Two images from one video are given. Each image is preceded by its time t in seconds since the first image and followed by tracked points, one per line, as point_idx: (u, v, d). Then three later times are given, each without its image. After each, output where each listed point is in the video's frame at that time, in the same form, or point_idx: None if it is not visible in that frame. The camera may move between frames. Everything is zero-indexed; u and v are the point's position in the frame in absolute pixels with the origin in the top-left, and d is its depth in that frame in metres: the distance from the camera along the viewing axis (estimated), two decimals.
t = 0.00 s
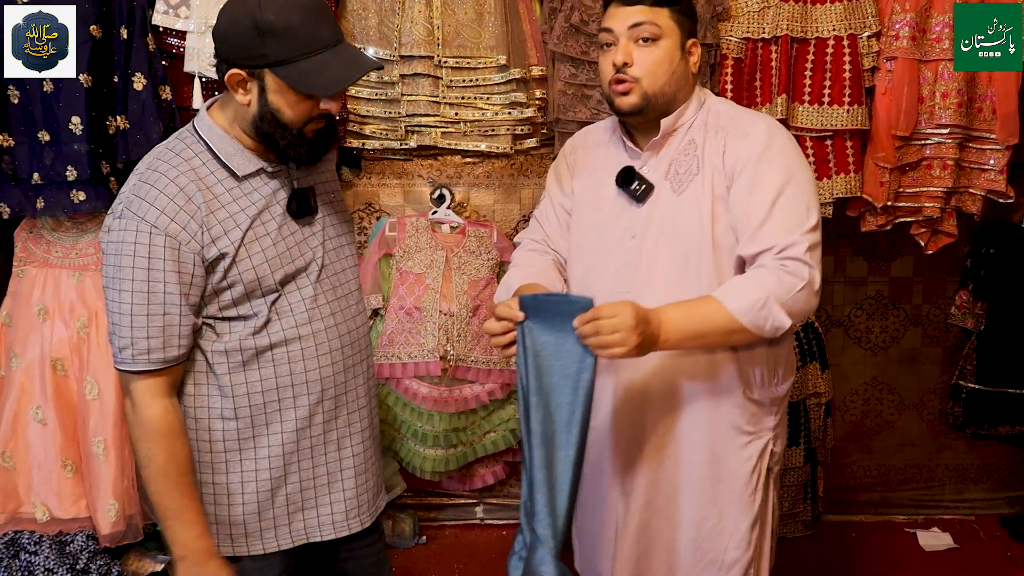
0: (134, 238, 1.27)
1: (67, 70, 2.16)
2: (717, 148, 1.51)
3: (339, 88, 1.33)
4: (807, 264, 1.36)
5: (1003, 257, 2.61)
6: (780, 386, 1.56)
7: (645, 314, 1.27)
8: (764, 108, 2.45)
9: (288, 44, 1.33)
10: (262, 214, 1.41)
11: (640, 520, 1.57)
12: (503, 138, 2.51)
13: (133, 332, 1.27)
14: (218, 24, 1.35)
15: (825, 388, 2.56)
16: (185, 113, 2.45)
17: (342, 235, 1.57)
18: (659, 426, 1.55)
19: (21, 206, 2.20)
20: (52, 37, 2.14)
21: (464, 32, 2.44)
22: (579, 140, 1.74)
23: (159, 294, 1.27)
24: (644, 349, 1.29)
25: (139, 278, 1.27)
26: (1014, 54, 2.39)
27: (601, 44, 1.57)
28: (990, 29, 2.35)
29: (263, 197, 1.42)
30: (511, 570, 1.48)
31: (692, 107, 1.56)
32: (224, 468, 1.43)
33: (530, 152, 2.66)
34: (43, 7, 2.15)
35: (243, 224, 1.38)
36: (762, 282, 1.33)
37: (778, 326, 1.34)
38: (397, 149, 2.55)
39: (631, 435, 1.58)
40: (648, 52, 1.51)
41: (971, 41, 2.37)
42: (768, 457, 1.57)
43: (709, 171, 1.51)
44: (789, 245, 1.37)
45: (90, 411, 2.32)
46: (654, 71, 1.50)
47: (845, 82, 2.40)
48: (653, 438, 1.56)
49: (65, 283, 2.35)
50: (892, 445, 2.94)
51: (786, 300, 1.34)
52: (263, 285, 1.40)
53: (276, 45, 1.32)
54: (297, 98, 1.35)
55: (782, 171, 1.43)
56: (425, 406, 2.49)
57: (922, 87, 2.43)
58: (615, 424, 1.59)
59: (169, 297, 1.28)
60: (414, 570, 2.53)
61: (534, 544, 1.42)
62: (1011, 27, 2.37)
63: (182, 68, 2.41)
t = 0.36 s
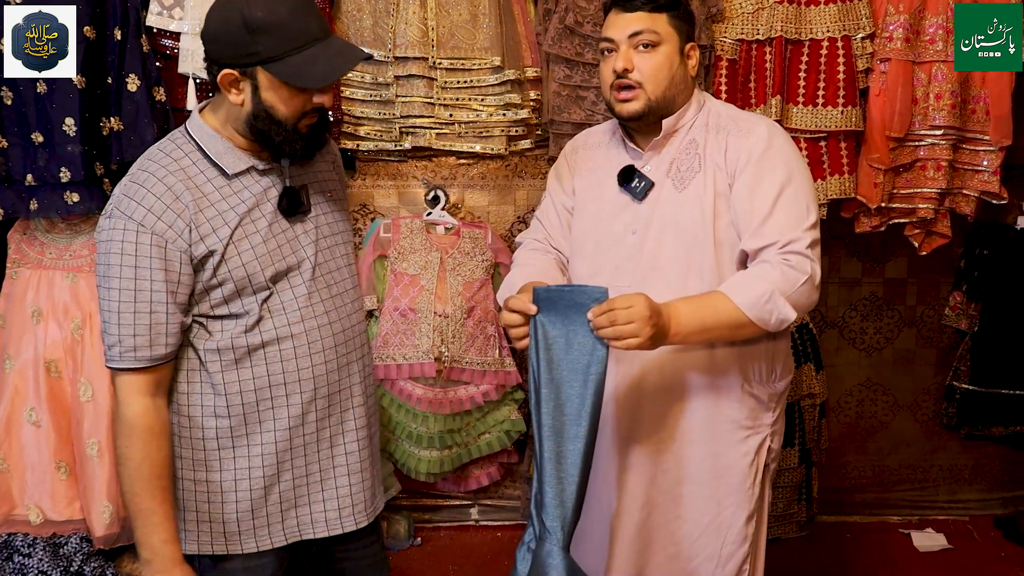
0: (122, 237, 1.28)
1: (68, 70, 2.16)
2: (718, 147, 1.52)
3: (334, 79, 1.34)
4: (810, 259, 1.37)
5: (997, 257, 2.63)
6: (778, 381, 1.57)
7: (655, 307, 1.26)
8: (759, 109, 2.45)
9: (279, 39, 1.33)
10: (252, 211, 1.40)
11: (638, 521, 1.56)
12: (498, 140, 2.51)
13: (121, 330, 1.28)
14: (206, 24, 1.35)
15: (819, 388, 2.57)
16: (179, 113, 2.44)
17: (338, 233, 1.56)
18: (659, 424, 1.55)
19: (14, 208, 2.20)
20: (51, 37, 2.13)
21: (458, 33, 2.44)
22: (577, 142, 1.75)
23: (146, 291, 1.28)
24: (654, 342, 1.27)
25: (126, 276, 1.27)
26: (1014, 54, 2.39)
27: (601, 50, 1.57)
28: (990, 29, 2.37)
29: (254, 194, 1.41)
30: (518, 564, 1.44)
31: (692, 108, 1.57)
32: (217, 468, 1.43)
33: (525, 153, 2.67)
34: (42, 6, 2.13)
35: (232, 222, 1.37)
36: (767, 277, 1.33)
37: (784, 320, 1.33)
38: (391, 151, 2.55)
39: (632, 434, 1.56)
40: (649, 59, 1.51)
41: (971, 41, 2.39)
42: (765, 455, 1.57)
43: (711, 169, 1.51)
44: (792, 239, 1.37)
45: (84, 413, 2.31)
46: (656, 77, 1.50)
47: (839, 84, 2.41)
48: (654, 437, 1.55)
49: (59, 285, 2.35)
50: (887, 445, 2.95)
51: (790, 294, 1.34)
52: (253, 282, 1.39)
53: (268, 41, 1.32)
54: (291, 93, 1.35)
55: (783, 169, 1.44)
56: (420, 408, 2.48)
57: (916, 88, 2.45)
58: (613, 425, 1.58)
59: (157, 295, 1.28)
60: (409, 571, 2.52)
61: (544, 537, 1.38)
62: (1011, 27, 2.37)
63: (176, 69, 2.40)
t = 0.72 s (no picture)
0: (125, 241, 1.29)
1: (67, 70, 2.16)
2: (712, 168, 1.48)
3: (324, 88, 1.34)
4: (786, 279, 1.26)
5: (994, 267, 2.62)
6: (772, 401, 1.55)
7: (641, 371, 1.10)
8: (757, 119, 2.47)
9: (273, 47, 1.34)
10: (251, 216, 1.41)
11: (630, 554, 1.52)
12: (496, 150, 2.52)
13: (129, 333, 1.28)
14: (204, 33, 1.37)
15: (819, 398, 2.57)
16: (178, 123, 2.45)
17: (336, 242, 1.56)
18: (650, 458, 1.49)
19: (13, 218, 2.20)
20: (52, 37, 2.15)
21: (457, 44, 2.45)
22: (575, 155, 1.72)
23: (152, 294, 1.28)
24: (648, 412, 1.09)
25: (131, 280, 1.28)
26: (1014, 54, 2.40)
27: (602, 67, 1.54)
28: (990, 30, 2.38)
29: (253, 200, 1.42)
30: None
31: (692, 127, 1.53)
32: (213, 476, 1.42)
33: (523, 163, 2.68)
34: (43, 6, 2.15)
35: (231, 225, 1.38)
36: (745, 301, 1.21)
37: (768, 344, 1.20)
38: (390, 161, 2.56)
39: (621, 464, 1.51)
40: (655, 78, 1.48)
41: (971, 42, 2.40)
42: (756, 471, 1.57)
43: (706, 190, 1.46)
44: (766, 257, 1.28)
45: (82, 423, 2.31)
46: (661, 96, 1.48)
47: (837, 94, 2.43)
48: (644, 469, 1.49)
49: (57, 295, 2.35)
50: (886, 455, 2.94)
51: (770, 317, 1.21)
52: (251, 287, 1.39)
53: (261, 50, 1.33)
54: (284, 101, 1.36)
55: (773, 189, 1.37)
56: (418, 418, 2.48)
57: (913, 98, 2.45)
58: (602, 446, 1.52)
59: (162, 297, 1.29)
60: None
61: None
62: (1012, 27, 2.38)
63: (175, 80, 2.40)
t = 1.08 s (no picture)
0: (123, 250, 1.28)
1: (68, 70, 2.16)
2: (717, 170, 1.55)
3: (308, 103, 1.32)
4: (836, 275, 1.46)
5: (989, 275, 2.63)
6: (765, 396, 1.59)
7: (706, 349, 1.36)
8: (751, 128, 2.47)
9: (263, 58, 1.34)
10: (248, 227, 1.41)
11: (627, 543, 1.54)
12: (493, 160, 2.51)
13: (123, 344, 1.28)
14: (202, 41, 1.38)
15: (814, 406, 2.58)
16: (173, 133, 2.45)
17: (331, 253, 1.56)
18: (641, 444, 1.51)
19: (7, 228, 2.17)
20: (51, 36, 2.14)
21: (453, 54, 2.45)
22: (572, 160, 1.77)
23: (149, 304, 1.28)
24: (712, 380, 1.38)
25: (127, 290, 1.28)
26: (1015, 54, 2.40)
27: (602, 78, 1.60)
28: (990, 29, 2.40)
29: (250, 210, 1.41)
30: None
31: (690, 133, 1.61)
32: (208, 486, 1.41)
33: (519, 173, 2.68)
34: (43, 6, 2.16)
35: (229, 236, 1.37)
36: (803, 294, 1.42)
37: (823, 332, 1.43)
38: (385, 171, 2.55)
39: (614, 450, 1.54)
40: (655, 87, 1.54)
41: (971, 41, 2.42)
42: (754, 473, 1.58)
43: (711, 192, 1.54)
44: (817, 259, 1.45)
45: (76, 433, 2.30)
46: (662, 103, 1.54)
47: (831, 103, 2.42)
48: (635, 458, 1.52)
49: (52, 304, 2.34)
50: (882, 464, 2.94)
51: (825, 309, 1.43)
52: (249, 297, 1.39)
53: (251, 59, 1.33)
54: (270, 113, 1.35)
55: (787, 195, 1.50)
56: (414, 427, 2.47)
57: (907, 107, 2.46)
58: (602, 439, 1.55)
59: (158, 308, 1.29)
60: None
61: None
62: (1011, 28, 2.40)
63: (171, 89, 2.42)
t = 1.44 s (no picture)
0: (108, 259, 1.28)
1: (68, 69, 2.16)
2: (718, 159, 1.66)
3: (292, 110, 1.32)
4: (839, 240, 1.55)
5: (982, 279, 2.64)
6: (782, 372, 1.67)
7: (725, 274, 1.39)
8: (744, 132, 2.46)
9: (247, 65, 1.33)
10: (234, 234, 1.40)
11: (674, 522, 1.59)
12: (486, 163, 2.53)
13: (110, 352, 1.28)
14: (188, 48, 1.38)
15: (808, 410, 2.59)
16: (167, 137, 2.44)
17: (319, 260, 1.55)
18: (674, 422, 1.58)
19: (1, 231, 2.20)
20: (51, 36, 2.15)
21: (447, 58, 2.45)
22: (575, 172, 1.89)
23: (134, 313, 1.28)
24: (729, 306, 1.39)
25: (114, 299, 1.27)
26: (1015, 54, 2.41)
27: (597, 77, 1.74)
28: (990, 29, 2.42)
29: (236, 217, 1.41)
30: None
31: (684, 128, 1.72)
32: (195, 493, 1.41)
33: (513, 177, 2.69)
34: (43, 6, 2.17)
35: (214, 244, 1.37)
36: (812, 252, 1.50)
37: (833, 287, 1.49)
38: (380, 175, 2.56)
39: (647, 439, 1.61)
40: (644, 79, 1.69)
41: (971, 41, 2.43)
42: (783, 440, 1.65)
43: (715, 178, 1.64)
44: (821, 227, 1.55)
45: (69, 438, 2.29)
46: (653, 94, 1.68)
47: (825, 108, 2.44)
48: (674, 439, 1.58)
49: (45, 309, 2.33)
50: (876, 467, 2.94)
51: (834, 265, 1.51)
52: (235, 305, 1.39)
53: (235, 65, 1.33)
54: (254, 120, 1.35)
55: (783, 170, 1.60)
56: (409, 431, 2.47)
57: (901, 112, 2.47)
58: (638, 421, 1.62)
59: (143, 316, 1.29)
60: None
61: None
62: (1011, 27, 2.42)
63: (164, 93, 2.41)
